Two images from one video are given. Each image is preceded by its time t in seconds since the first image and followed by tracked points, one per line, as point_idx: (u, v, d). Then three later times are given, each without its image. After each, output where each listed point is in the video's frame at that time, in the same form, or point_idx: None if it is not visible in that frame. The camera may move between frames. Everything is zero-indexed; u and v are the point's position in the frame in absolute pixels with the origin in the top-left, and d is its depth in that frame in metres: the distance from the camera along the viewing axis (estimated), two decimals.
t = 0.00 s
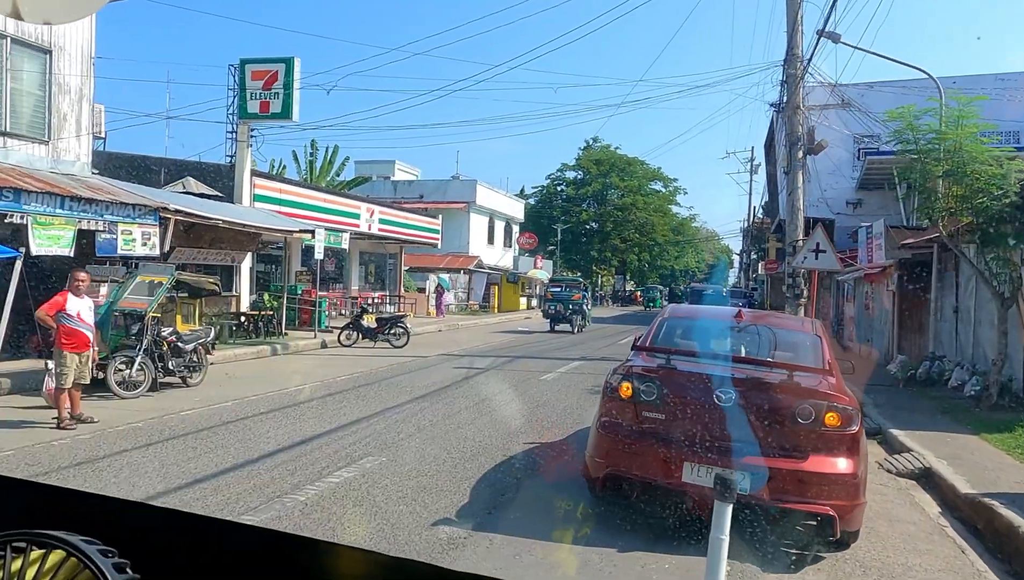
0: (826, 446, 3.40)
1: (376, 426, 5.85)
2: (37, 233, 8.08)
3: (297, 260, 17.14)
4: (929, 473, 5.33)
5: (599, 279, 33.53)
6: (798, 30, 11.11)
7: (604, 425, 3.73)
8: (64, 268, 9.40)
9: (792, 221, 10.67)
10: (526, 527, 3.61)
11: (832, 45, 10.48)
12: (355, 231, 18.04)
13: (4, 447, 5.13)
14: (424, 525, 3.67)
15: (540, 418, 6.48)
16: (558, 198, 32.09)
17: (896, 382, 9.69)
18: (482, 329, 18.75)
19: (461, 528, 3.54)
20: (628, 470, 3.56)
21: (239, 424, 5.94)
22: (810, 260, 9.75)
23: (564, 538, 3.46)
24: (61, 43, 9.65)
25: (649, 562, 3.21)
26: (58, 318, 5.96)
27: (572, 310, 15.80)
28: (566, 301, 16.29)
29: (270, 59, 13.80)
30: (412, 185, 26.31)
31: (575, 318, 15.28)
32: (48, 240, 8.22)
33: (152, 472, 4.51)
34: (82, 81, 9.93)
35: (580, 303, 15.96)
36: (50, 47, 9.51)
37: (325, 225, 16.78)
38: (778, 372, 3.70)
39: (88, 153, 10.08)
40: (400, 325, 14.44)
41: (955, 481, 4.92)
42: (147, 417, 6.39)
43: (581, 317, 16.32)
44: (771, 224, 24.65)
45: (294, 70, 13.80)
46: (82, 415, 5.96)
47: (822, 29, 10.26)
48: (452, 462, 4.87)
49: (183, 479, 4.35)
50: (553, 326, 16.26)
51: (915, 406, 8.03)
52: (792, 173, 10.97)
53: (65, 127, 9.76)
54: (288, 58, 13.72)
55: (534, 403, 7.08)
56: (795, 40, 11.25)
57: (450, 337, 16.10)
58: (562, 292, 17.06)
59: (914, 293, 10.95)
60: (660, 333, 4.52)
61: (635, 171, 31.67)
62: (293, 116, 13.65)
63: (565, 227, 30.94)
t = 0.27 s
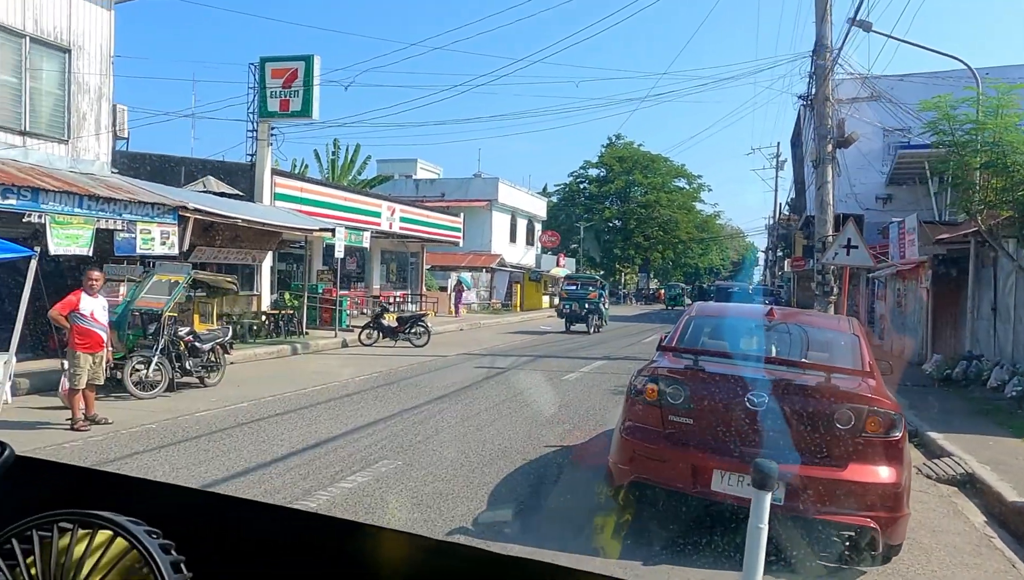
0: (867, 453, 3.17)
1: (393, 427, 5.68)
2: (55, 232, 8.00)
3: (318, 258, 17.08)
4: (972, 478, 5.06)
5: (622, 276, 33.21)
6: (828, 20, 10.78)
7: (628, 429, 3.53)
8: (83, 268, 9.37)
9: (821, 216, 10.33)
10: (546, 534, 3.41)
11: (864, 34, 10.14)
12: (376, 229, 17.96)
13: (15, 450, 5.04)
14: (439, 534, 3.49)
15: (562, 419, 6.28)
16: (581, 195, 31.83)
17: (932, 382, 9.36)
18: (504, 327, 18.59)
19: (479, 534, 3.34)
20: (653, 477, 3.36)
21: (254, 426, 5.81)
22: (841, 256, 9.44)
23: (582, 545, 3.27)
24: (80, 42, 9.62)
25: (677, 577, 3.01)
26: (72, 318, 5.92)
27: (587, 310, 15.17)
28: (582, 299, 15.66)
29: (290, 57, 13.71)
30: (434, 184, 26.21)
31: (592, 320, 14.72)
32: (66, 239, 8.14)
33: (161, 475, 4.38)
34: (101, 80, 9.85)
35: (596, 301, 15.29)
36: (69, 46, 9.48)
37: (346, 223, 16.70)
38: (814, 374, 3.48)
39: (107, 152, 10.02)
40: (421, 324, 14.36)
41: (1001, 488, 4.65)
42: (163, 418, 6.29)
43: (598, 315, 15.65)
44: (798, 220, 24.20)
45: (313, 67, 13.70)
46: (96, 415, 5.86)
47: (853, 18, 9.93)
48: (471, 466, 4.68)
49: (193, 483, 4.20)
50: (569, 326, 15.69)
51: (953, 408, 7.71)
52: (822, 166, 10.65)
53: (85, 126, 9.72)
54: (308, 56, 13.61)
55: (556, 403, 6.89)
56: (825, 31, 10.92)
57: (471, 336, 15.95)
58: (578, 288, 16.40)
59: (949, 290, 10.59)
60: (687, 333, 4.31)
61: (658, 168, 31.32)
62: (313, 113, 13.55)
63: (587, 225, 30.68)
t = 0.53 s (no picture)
0: (907, 462, 2.96)
1: (411, 429, 5.54)
2: (75, 232, 7.97)
3: (340, 258, 17.07)
4: (1014, 485, 4.82)
5: (646, 274, 32.86)
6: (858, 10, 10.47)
7: (652, 434, 3.37)
8: (105, 268, 9.39)
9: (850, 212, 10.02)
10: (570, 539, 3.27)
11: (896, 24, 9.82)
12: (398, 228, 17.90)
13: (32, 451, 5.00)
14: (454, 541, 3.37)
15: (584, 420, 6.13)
16: (604, 193, 31.57)
17: (967, 382, 9.05)
18: (527, 327, 18.44)
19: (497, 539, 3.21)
20: (679, 486, 3.19)
21: (270, 427, 5.73)
22: (873, 252, 9.16)
23: (617, 551, 3.11)
24: (101, 43, 9.59)
25: None
26: (88, 319, 5.87)
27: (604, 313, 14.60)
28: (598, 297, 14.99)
29: (310, 56, 13.65)
30: (457, 182, 26.13)
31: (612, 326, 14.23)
32: (86, 239, 8.12)
33: (174, 479, 4.31)
34: (122, 80, 9.86)
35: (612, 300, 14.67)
36: (91, 47, 9.44)
37: (368, 222, 16.66)
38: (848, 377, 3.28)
39: (128, 152, 10.12)
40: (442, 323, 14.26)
41: None
42: (181, 420, 6.24)
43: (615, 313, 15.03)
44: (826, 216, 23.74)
45: (334, 66, 13.62)
46: (113, 417, 5.82)
47: (885, 8, 9.62)
48: (491, 468, 4.52)
49: (205, 487, 4.10)
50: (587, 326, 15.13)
51: (990, 410, 7.43)
52: (853, 161, 10.35)
53: (106, 127, 9.75)
54: (328, 55, 13.54)
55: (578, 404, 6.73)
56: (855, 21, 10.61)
57: (493, 335, 15.83)
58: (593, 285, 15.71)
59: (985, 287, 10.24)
60: (714, 333, 4.13)
61: (683, 165, 30.95)
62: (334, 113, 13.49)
63: (611, 223, 30.41)
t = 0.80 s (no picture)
0: (944, 470, 2.79)
1: (427, 431, 5.41)
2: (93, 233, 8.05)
3: (360, 257, 17.03)
4: None
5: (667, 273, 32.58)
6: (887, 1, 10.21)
7: (673, 438, 3.24)
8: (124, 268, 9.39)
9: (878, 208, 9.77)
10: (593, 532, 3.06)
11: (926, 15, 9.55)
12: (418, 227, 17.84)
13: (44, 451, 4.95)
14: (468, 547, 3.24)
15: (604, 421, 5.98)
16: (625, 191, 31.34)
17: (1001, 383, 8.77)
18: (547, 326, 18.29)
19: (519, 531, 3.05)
20: (701, 491, 3.02)
21: (285, 428, 5.65)
22: (902, 249, 8.92)
23: (634, 541, 2.83)
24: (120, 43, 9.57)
25: None
26: (104, 319, 5.94)
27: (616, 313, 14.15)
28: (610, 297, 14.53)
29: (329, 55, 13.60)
30: (477, 181, 26.03)
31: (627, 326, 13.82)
32: (105, 240, 8.20)
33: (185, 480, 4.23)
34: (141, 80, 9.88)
35: (625, 299, 14.22)
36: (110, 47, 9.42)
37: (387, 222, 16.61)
38: (879, 380, 3.15)
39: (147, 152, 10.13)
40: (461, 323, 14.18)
41: None
42: (196, 420, 6.18)
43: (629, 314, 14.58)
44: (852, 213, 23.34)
45: (352, 65, 13.56)
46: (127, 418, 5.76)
47: None
48: (509, 469, 4.37)
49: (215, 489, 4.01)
50: (599, 326, 14.67)
51: None
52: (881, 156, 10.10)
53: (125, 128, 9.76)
54: (347, 54, 13.49)
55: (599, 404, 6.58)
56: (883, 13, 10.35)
57: (513, 335, 15.71)
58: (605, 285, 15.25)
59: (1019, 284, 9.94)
60: (738, 334, 3.99)
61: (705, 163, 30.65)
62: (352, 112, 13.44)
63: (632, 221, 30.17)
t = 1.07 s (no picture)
0: (985, 479, 2.62)
1: (447, 434, 5.34)
2: (117, 236, 8.04)
3: (382, 258, 17.04)
4: None
5: (691, 273, 32.28)
6: None
7: (697, 445, 3.10)
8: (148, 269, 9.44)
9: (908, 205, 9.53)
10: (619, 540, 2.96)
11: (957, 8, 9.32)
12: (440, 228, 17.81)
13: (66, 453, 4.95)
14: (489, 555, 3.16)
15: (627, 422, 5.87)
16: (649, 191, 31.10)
17: None
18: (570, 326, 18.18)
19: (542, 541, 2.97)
20: (728, 501, 2.89)
21: (304, 431, 5.61)
22: (934, 248, 8.70)
23: (657, 547, 2.87)
24: (144, 46, 9.67)
25: None
26: (126, 321, 5.82)
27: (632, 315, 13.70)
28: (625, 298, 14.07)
29: (350, 56, 13.64)
30: (500, 182, 25.98)
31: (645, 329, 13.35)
32: (128, 242, 8.18)
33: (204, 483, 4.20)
34: (165, 83, 9.95)
35: (642, 300, 13.69)
36: (133, 51, 9.53)
37: (410, 222, 16.60)
38: (917, 384, 2.99)
39: (171, 154, 10.13)
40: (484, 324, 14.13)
41: None
42: (218, 422, 6.16)
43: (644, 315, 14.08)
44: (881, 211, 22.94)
45: (373, 66, 13.56)
46: (149, 420, 5.77)
47: None
48: (531, 472, 4.27)
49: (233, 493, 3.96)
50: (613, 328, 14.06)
51: None
52: (911, 152, 9.87)
53: (149, 130, 9.81)
54: (368, 55, 13.49)
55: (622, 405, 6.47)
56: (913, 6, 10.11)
57: (535, 336, 15.62)
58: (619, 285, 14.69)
59: None
60: (764, 337, 3.85)
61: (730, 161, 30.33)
62: (374, 113, 13.44)
63: (656, 221, 29.91)
